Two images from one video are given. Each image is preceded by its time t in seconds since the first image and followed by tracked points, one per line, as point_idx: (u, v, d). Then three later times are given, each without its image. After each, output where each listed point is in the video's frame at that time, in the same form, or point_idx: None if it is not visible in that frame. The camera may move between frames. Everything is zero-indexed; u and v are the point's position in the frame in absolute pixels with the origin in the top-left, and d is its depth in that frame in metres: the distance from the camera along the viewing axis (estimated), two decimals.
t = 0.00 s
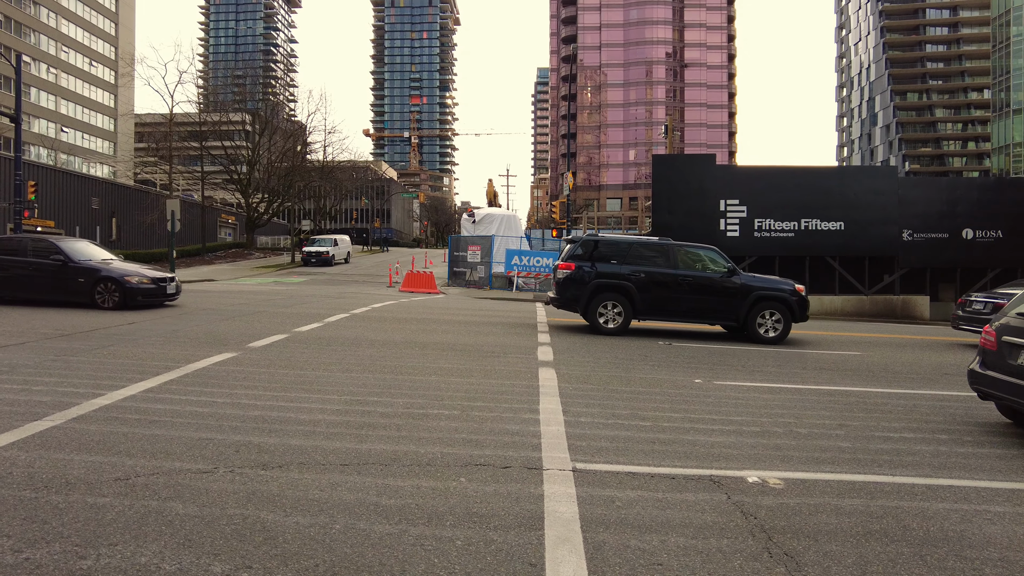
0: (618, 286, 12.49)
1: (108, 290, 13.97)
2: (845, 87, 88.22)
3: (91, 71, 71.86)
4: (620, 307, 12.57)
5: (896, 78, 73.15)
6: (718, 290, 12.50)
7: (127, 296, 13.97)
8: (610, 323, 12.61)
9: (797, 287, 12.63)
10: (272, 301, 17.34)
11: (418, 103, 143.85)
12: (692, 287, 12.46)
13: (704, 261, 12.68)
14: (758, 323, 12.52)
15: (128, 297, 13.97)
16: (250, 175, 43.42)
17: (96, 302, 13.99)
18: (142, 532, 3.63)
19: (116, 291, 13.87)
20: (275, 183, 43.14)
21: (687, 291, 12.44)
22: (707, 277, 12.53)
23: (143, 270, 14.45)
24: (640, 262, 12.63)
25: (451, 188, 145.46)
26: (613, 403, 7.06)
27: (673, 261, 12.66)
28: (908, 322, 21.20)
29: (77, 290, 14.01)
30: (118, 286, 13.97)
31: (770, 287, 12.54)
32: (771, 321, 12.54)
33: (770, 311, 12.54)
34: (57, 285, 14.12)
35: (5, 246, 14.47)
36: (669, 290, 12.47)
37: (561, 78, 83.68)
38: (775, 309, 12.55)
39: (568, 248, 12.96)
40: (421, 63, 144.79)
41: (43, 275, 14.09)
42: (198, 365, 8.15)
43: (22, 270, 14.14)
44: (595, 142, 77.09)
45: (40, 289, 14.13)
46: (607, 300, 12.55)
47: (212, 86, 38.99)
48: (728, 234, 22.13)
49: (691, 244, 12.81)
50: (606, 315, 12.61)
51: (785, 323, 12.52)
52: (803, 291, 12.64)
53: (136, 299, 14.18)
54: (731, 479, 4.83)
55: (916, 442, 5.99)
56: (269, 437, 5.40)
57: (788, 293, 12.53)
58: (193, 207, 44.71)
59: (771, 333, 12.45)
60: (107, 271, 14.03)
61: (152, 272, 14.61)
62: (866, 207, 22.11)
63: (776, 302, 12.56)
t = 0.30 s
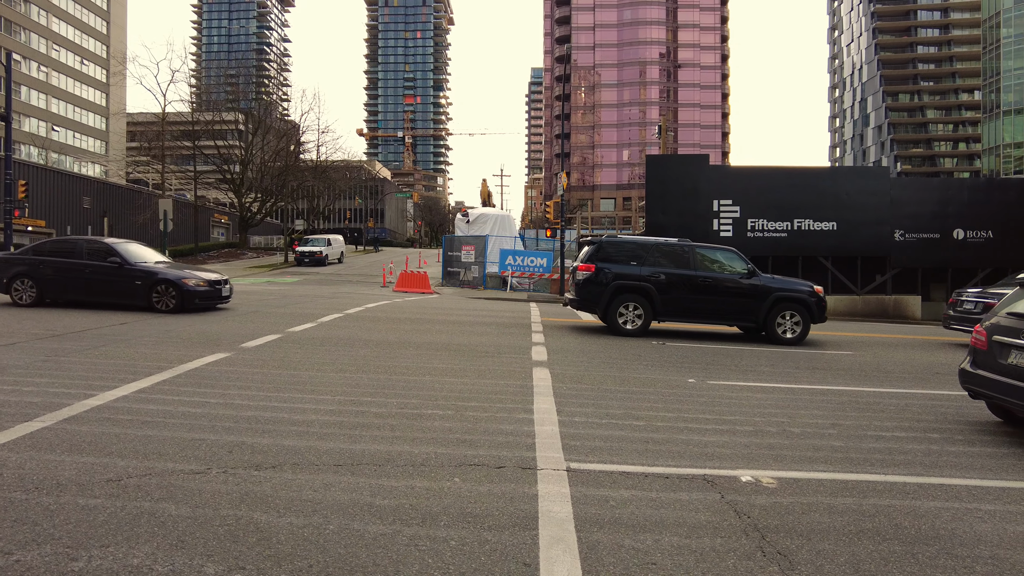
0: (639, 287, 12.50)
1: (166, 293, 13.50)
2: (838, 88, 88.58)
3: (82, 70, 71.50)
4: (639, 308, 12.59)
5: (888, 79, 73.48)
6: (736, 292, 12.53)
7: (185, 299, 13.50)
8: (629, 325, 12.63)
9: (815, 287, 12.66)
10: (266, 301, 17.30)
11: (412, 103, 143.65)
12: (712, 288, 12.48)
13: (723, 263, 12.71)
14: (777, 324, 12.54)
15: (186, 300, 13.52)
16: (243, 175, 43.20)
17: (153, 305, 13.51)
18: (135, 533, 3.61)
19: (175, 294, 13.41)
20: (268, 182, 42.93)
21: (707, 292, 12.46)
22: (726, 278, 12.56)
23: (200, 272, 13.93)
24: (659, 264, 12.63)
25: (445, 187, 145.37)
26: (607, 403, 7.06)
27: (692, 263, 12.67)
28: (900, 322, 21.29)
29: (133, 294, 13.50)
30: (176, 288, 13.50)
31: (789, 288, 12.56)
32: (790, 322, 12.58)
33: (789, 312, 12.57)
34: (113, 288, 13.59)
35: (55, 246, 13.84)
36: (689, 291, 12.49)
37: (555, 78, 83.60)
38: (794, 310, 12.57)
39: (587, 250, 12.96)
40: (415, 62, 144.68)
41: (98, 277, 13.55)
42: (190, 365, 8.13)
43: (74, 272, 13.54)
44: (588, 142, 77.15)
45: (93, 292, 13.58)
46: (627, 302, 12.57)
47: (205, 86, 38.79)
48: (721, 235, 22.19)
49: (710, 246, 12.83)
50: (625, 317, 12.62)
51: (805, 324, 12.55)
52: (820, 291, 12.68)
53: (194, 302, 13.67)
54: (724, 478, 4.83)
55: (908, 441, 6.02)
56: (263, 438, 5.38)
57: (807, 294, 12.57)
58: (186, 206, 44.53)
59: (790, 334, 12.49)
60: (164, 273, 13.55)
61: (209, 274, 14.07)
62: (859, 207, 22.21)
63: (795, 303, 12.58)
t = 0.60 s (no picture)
0: (654, 288, 12.53)
1: (221, 296, 13.20)
2: (832, 89, 88.90)
3: (76, 69, 71.31)
4: (655, 309, 12.62)
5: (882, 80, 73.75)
6: (751, 293, 12.55)
7: (241, 302, 13.22)
8: (646, 326, 12.67)
9: (830, 287, 12.67)
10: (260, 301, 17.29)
11: (407, 103, 143.64)
12: (728, 289, 12.51)
13: (738, 264, 12.72)
14: (792, 324, 12.55)
15: (242, 304, 13.23)
16: (237, 174, 43.03)
17: (209, 309, 13.22)
18: (128, 534, 3.60)
19: (231, 298, 13.13)
20: (263, 181, 42.78)
21: (723, 294, 12.48)
22: (742, 279, 12.57)
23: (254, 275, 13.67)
24: (675, 265, 12.65)
25: (440, 187, 145.44)
26: (602, 403, 7.06)
27: (708, 264, 12.67)
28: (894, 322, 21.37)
29: (188, 297, 13.20)
30: (232, 292, 13.22)
31: (804, 289, 12.57)
32: (806, 323, 12.59)
33: (805, 313, 12.58)
34: (166, 291, 13.28)
35: (106, 247, 13.52)
36: (705, 293, 12.51)
37: (550, 79, 83.62)
38: (810, 311, 12.58)
39: (602, 251, 12.98)
40: (410, 62, 144.72)
41: (152, 280, 13.24)
42: (185, 366, 8.12)
43: (128, 274, 13.23)
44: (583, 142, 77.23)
45: (148, 295, 13.27)
46: (643, 303, 12.60)
47: (199, 85, 38.63)
48: (716, 235, 22.23)
49: (725, 247, 12.83)
50: (641, 318, 12.65)
51: (820, 325, 12.56)
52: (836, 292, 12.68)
53: (249, 305, 13.37)
54: (719, 478, 4.84)
55: (902, 440, 6.05)
56: (258, 438, 5.37)
57: (822, 294, 12.58)
58: (180, 206, 44.39)
59: (806, 335, 12.51)
60: (219, 276, 13.23)
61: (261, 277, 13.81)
62: (854, 207, 22.28)
63: (810, 304, 12.59)
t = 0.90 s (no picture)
0: (665, 289, 12.55)
1: (272, 299, 13.08)
2: (826, 89, 89.16)
3: (69, 68, 71.06)
4: (667, 310, 12.64)
5: (876, 81, 74.00)
6: (761, 294, 12.57)
7: (292, 305, 13.11)
8: (656, 327, 12.68)
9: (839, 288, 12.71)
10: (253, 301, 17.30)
11: (403, 102, 143.56)
12: (738, 290, 12.55)
13: (747, 265, 12.74)
14: (802, 325, 12.60)
15: (292, 306, 13.13)
16: (232, 174, 42.82)
17: (259, 312, 13.08)
18: (122, 536, 3.58)
19: (283, 301, 13.01)
20: (258, 181, 42.58)
21: (734, 294, 12.52)
22: (752, 281, 12.60)
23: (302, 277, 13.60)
24: (686, 266, 12.66)
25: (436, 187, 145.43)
26: (598, 403, 7.06)
27: (718, 265, 12.69)
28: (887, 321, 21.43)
29: (237, 299, 13.04)
30: (282, 294, 13.11)
31: (813, 290, 12.62)
32: (815, 324, 12.63)
33: (815, 313, 12.62)
34: (214, 294, 13.07)
35: (153, 248, 13.37)
36: (716, 294, 12.54)
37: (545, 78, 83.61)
38: (819, 311, 12.63)
39: (612, 251, 12.96)
40: (405, 62, 144.70)
41: (201, 282, 13.04)
42: (179, 365, 8.13)
43: (176, 276, 13.05)
44: (579, 142, 77.27)
45: (196, 297, 13.09)
46: (654, 304, 12.61)
47: (193, 84, 38.47)
48: (711, 235, 22.24)
49: (735, 247, 12.83)
50: (652, 318, 12.66)
51: (830, 325, 12.62)
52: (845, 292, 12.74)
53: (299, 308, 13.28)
54: (714, 478, 4.85)
55: (898, 440, 6.06)
56: (254, 439, 5.35)
57: (832, 295, 12.64)
58: (174, 206, 44.24)
59: (816, 335, 12.55)
60: (269, 279, 13.12)
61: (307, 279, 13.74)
62: (847, 208, 22.35)
63: (819, 304, 12.65)
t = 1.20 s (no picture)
0: (672, 289, 12.55)
1: (316, 301, 12.91)
2: (819, 90, 89.49)
3: (61, 67, 70.69)
4: (672, 311, 12.64)
5: (869, 81, 74.30)
6: (766, 294, 12.61)
7: (336, 307, 12.92)
8: (662, 327, 12.68)
9: (843, 288, 12.76)
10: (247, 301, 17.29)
11: (397, 101, 143.36)
12: (743, 290, 12.58)
13: (752, 265, 12.78)
14: (805, 325, 12.64)
15: (337, 308, 12.94)
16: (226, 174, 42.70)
17: (303, 314, 12.92)
18: (114, 537, 3.56)
19: (327, 303, 12.84)
20: (252, 181, 42.37)
21: (739, 295, 12.54)
22: (756, 281, 12.65)
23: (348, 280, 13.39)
24: (690, 267, 12.68)
25: (431, 186, 145.24)
26: (593, 403, 7.06)
27: (723, 266, 12.71)
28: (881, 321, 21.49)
29: (282, 301, 12.88)
30: (327, 296, 12.92)
31: (817, 290, 12.66)
32: (819, 324, 12.68)
33: (819, 314, 12.67)
34: (259, 296, 12.93)
35: (196, 251, 13.26)
36: (721, 295, 12.56)
37: (540, 79, 83.63)
38: (823, 311, 12.67)
39: (617, 252, 12.96)
40: (400, 61, 144.58)
41: (244, 286, 12.91)
42: (173, 366, 8.10)
43: (220, 279, 12.94)
44: (574, 142, 77.30)
45: (239, 299, 12.96)
46: (660, 304, 12.60)
47: (187, 84, 38.31)
48: (705, 235, 22.28)
49: (740, 248, 12.86)
50: (657, 319, 12.67)
51: (834, 325, 12.66)
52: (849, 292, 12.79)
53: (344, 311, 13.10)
54: (710, 477, 4.85)
55: (892, 440, 6.08)
56: (248, 440, 5.33)
57: (835, 295, 12.68)
58: (168, 205, 44.05)
59: (820, 335, 12.60)
60: (314, 280, 12.95)
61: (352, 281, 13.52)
62: (841, 208, 22.42)
63: (823, 304, 12.68)
